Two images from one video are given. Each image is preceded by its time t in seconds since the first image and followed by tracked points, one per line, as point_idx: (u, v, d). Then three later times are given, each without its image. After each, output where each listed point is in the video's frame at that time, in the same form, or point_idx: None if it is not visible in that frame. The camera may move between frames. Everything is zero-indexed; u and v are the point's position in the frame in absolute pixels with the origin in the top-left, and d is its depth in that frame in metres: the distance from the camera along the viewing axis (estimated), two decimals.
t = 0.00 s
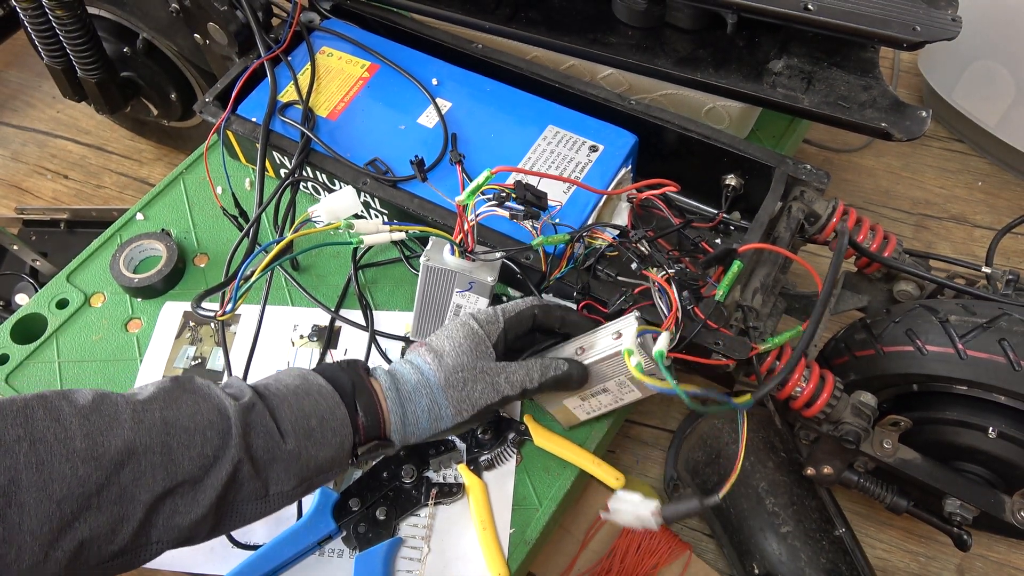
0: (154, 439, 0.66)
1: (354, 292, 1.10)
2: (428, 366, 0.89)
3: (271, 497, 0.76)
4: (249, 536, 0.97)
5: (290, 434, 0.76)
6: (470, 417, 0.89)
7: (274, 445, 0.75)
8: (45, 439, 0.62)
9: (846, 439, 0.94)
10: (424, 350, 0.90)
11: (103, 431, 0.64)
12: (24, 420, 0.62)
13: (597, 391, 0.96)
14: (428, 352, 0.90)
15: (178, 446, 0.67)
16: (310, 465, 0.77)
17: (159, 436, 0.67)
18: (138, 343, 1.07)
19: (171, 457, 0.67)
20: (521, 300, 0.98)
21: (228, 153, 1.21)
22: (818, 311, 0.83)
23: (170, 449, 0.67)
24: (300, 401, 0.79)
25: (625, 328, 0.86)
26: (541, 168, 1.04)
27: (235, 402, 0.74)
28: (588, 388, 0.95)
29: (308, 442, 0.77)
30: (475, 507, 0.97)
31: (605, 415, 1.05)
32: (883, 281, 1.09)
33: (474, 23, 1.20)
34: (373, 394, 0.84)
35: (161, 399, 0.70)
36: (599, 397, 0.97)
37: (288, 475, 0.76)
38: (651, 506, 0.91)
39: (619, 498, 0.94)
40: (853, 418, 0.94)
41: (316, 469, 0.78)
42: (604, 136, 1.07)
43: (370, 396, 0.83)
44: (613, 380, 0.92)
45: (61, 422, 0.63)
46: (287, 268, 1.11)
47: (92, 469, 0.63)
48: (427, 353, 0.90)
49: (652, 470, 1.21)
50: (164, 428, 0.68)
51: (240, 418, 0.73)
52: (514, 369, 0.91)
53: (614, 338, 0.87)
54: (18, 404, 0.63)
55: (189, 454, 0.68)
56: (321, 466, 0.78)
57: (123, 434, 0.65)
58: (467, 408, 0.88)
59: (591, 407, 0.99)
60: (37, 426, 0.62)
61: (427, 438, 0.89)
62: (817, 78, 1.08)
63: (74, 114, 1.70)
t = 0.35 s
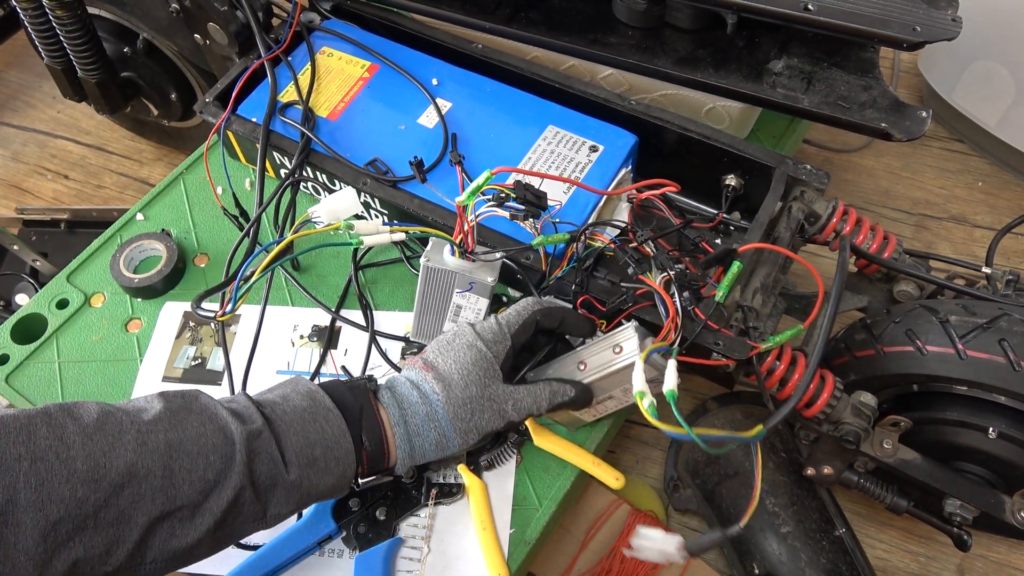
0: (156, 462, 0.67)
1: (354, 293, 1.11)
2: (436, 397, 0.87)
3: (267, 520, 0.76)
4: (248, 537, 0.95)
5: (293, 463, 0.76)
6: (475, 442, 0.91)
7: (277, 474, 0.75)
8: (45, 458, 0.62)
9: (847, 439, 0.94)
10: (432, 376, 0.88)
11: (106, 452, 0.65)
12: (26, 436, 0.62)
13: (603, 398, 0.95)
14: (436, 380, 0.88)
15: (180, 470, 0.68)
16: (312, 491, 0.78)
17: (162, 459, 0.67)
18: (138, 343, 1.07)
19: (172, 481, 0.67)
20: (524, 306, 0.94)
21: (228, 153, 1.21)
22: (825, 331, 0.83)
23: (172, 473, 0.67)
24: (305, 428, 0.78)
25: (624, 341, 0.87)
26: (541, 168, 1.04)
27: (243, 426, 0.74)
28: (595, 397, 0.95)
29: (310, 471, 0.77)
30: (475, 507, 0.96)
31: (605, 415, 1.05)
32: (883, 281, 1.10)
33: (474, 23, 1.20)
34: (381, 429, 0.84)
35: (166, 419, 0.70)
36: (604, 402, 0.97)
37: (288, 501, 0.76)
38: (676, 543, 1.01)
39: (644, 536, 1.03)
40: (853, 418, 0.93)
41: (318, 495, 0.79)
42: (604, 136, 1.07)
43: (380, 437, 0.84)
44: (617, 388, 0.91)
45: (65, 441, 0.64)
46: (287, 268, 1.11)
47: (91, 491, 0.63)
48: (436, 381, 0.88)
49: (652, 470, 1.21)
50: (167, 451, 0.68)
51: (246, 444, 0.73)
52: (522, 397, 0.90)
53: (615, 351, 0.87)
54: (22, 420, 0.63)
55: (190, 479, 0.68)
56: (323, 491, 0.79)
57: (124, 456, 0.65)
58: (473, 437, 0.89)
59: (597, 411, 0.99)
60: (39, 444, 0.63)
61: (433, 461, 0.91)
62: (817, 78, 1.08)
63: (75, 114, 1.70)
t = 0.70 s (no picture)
0: (156, 479, 0.69)
1: (355, 294, 1.11)
2: (438, 432, 0.87)
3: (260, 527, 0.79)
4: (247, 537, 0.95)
5: (291, 484, 0.78)
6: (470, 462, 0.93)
7: (275, 493, 0.77)
8: (47, 471, 0.64)
9: (847, 439, 0.93)
10: (434, 410, 0.87)
11: (108, 466, 0.67)
12: (30, 451, 0.64)
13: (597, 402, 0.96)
14: (438, 415, 0.87)
15: (179, 486, 0.70)
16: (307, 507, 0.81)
17: (162, 475, 0.69)
18: (138, 343, 1.07)
19: (170, 497, 0.69)
20: (525, 326, 0.89)
21: (228, 153, 1.21)
22: (831, 343, 0.84)
23: (171, 489, 0.70)
24: (305, 448, 0.79)
25: (622, 355, 0.87)
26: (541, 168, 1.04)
27: (246, 444, 0.75)
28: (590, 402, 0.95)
29: (306, 490, 0.79)
30: (474, 507, 0.96)
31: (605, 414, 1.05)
32: (883, 281, 1.10)
33: (475, 23, 1.20)
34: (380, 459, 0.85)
35: (169, 432, 0.72)
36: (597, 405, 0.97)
37: (283, 517, 0.79)
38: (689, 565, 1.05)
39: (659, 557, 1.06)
40: (852, 419, 0.93)
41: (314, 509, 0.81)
42: (604, 136, 1.07)
43: (379, 468, 0.86)
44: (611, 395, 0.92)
45: (67, 454, 0.66)
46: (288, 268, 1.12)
47: (91, 505, 0.65)
48: (438, 415, 0.87)
49: (652, 470, 1.21)
50: (168, 467, 0.70)
51: (247, 463, 0.74)
52: (522, 431, 0.90)
53: (613, 364, 0.87)
54: (25, 431, 0.65)
55: (189, 496, 0.70)
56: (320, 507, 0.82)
57: (126, 471, 0.67)
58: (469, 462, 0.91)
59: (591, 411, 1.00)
60: (41, 457, 0.65)
61: (430, 475, 0.95)
62: (817, 78, 1.08)
63: (75, 114, 1.70)
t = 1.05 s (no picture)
0: (147, 481, 0.66)
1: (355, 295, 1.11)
2: (443, 434, 0.86)
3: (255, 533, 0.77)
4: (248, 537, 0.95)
5: (286, 488, 0.75)
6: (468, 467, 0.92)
7: (269, 497, 0.74)
8: (34, 474, 0.61)
9: (847, 438, 0.93)
10: (441, 412, 0.86)
11: (96, 469, 0.64)
12: (19, 451, 0.61)
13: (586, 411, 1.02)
14: (445, 417, 0.86)
15: (171, 489, 0.67)
16: (301, 512, 0.78)
17: (153, 478, 0.66)
18: (138, 343, 1.07)
19: (161, 501, 0.67)
20: (540, 339, 0.91)
21: (228, 153, 1.21)
22: (840, 345, 0.83)
23: (162, 493, 0.67)
24: (301, 450, 0.76)
25: (629, 372, 0.94)
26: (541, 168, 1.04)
27: (240, 446, 0.72)
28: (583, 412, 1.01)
29: (302, 494, 0.76)
30: (475, 507, 0.95)
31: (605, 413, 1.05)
32: (883, 281, 1.10)
33: (474, 23, 1.20)
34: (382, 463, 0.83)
35: (161, 434, 0.69)
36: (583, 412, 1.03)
37: (277, 521, 0.76)
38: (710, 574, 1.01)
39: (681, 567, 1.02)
40: (853, 419, 0.93)
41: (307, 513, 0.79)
42: (604, 136, 1.07)
43: (380, 472, 0.84)
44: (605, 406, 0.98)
45: (56, 456, 0.63)
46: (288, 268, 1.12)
47: (79, 509, 0.63)
48: (444, 417, 0.86)
49: (652, 470, 1.21)
50: (159, 470, 0.67)
51: (241, 467, 0.72)
52: (523, 435, 0.91)
53: (619, 379, 0.94)
54: (11, 431, 0.62)
55: (180, 500, 0.68)
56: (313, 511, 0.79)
57: (115, 475, 0.64)
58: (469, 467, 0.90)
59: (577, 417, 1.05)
60: (29, 460, 0.61)
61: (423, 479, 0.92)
62: (817, 78, 1.08)
63: (75, 114, 1.70)
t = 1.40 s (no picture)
0: (128, 509, 0.65)
1: (355, 295, 1.11)
2: (438, 465, 0.86)
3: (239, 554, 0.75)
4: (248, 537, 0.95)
5: (271, 514, 0.73)
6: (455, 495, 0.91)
7: (254, 524, 0.72)
8: (14, 502, 0.60)
9: (847, 438, 0.92)
10: (438, 442, 0.86)
11: (78, 495, 0.63)
12: None
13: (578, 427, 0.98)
14: (440, 446, 0.85)
15: (154, 516, 0.66)
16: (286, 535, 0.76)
17: (135, 505, 0.65)
18: (138, 343, 1.07)
19: (143, 527, 0.65)
20: (544, 377, 0.90)
21: (228, 153, 1.21)
22: (851, 348, 0.84)
23: (144, 519, 0.65)
24: (289, 477, 0.74)
25: (645, 412, 0.87)
26: (541, 168, 1.04)
27: (226, 474, 0.70)
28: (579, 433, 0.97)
29: (288, 520, 0.75)
30: (475, 508, 0.95)
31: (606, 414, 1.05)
32: (883, 281, 1.10)
33: (474, 23, 1.20)
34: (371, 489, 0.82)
35: (145, 458, 0.67)
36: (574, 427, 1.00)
37: (261, 544, 0.75)
38: None
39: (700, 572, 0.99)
40: (853, 419, 0.93)
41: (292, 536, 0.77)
42: (604, 136, 1.07)
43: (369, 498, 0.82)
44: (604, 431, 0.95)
45: (35, 483, 0.62)
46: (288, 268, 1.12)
47: (58, 536, 0.62)
48: (440, 447, 0.85)
49: (652, 470, 1.21)
50: (142, 496, 0.65)
51: (226, 495, 0.70)
52: (514, 468, 0.91)
53: (631, 416, 0.89)
54: None
55: (163, 525, 0.66)
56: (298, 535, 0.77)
57: (96, 503, 0.63)
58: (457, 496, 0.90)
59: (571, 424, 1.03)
60: (7, 486, 0.60)
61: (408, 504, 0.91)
62: (817, 78, 1.08)
63: (74, 114, 1.70)
